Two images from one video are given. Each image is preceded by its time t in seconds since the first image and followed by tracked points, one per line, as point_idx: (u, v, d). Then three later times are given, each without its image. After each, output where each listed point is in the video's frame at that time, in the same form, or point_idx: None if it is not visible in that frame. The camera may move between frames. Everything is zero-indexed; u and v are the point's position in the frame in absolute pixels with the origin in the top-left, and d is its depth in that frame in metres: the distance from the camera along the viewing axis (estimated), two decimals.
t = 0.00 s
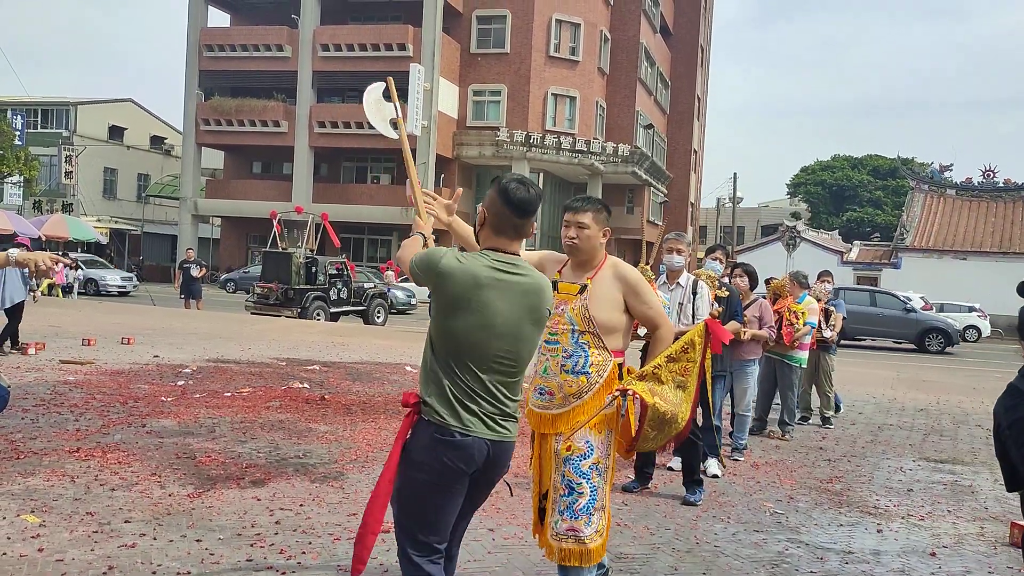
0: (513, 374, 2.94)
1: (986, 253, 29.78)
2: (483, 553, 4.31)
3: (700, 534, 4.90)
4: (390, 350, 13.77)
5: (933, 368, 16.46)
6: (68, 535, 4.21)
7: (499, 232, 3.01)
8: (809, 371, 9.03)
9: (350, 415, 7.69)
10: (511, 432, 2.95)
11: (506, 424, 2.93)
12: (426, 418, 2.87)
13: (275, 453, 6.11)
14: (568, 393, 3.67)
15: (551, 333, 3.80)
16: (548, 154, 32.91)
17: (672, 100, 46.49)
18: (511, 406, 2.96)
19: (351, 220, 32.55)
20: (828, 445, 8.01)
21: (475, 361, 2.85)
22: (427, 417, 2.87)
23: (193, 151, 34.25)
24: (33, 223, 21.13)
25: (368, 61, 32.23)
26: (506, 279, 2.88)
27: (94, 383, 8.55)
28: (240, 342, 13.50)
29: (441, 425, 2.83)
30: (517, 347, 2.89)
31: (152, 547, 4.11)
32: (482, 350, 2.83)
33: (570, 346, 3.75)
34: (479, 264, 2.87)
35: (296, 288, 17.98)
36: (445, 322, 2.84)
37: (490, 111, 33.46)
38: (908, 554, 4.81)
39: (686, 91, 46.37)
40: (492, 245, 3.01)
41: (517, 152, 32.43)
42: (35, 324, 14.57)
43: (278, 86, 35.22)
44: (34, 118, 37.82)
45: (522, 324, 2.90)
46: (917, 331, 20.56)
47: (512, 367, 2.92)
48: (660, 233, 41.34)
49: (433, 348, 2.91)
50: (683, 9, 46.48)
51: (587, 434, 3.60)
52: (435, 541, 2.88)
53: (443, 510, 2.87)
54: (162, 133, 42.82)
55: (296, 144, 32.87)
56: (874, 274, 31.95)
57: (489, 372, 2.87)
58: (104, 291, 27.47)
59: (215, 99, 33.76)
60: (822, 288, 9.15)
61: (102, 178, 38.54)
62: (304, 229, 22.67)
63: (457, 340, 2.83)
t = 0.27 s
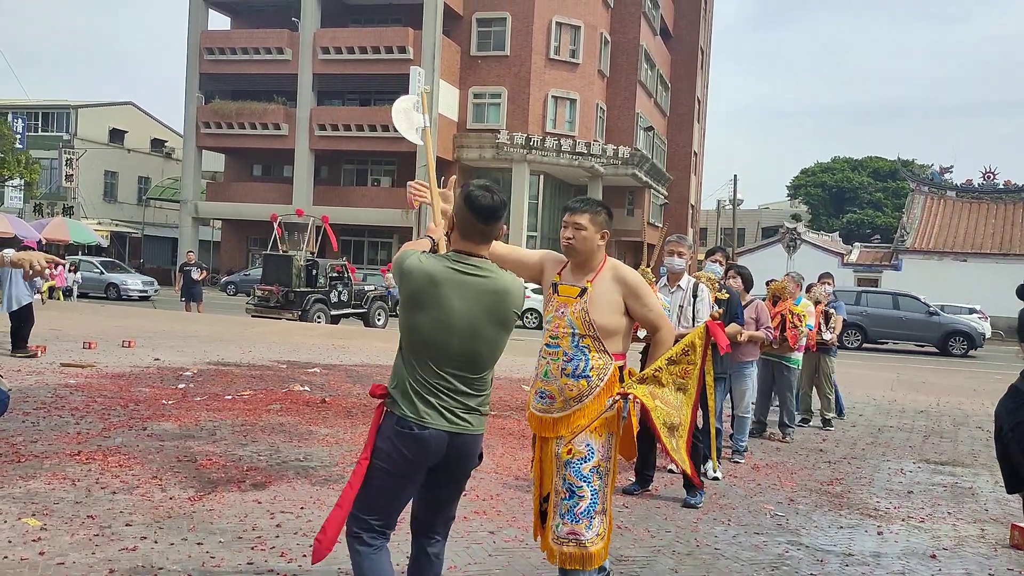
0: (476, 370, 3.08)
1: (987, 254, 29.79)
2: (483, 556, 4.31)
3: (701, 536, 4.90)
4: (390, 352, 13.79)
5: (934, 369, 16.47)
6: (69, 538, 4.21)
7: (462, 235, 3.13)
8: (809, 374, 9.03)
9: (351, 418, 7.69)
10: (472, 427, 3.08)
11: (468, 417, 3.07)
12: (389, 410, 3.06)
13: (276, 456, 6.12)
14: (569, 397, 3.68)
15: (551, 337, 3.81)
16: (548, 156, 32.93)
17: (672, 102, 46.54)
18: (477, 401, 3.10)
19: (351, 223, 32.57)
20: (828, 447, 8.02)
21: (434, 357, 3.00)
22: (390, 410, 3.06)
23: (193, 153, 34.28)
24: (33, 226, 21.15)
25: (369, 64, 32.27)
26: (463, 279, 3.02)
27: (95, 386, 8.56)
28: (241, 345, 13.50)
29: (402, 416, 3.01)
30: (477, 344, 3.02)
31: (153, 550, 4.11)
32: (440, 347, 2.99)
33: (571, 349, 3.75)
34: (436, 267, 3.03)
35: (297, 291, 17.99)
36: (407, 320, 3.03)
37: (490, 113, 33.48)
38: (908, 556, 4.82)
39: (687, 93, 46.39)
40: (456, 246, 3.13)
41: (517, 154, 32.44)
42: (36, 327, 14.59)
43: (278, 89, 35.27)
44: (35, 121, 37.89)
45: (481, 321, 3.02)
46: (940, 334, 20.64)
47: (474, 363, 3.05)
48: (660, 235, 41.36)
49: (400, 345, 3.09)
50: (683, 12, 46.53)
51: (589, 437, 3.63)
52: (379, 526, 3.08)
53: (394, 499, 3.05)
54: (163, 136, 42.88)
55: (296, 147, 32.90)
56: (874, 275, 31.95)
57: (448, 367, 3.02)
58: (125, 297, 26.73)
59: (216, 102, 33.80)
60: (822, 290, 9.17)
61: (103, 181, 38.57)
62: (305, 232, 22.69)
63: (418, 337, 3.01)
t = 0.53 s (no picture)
0: (459, 362, 3.07)
1: (988, 254, 29.76)
2: (484, 557, 4.32)
3: (702, 537, 4.91)
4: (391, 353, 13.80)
5: (935, 370, 16.46)
6: (70, 540, 4.22)
7: (442, 231, 3.14)
8: (810, 375, 9.02)
9: (353, 419, 7.69)
10: (456, 419, 3.07)
11: (451, 408, 3.05)
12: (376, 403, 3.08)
13: (278, 457, 6.12)
14: (562, 401, 3.71)
15: (548, 339, 3.83)
16: (548, 157, 32.92)
17: (673, 103, 46.55)
18: (460, 393, 3.08)
19: (352, 224, 32.58)
20: (829, 448, 8.02)
21: (416, 350, 3.01)
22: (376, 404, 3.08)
23: (194, 155, 34.30)
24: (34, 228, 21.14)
25: (370, 65, 32.30)
26: (443, 273, 3.03)
27: (96, 388, 8.56)
28: (242, 347, 13.51)
29: (386, 408, 3.02)
30: (458, 336, 3.02)
31: (154, 552, 4.12)
32: (421, 339, 2.99)
33: (565, 353, 3.76)
34: (416, 261, 3.05)
35: (298, 293, 17.99)
36: (391, 315, 3.04)
37: (491, 114, 33.48)
38: (910, 556, 4.81)
39: (687, 94, 46.38)
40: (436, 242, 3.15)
41: (518, 155, 32.43)
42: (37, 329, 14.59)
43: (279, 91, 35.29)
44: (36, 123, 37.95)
45: (462, 314, 3.02)
46: (962, 336, 20.55)
47: (456, 355, 3.05)
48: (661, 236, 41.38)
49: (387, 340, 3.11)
50: (683, 12, 46.53)
51: (579, 443, 3.67)
52: (366, 519, 3.08)
53: (381, 491, 3.06)
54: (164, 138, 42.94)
55: (297, 149, 32.91)
56: (875, 275, 31.93)
57: (430, 359, 3.02)
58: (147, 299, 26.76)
59: (217, 103, 33.82)
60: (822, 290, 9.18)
61: (104, 182, 38.60)
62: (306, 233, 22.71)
63: (400, 331, 3.02)
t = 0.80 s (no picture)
0: (450, 366, 3.06)
1: (989, 253, 29.72)
2: (485, 557, 4.31)
3: (703, 536, 4.90)
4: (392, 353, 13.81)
5: (936, 369, 16.44)
6: (72, 540, 4.22)
7: (434, 236, 3.15)
8: (811, 374, 9.01)
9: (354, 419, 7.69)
10: (450, 424, 3.06)
11: (445, 414, 3.05)
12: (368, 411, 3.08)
13: (279, 457, 6.12)
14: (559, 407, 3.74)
15: (545, 346, 3.84)
16: (549, 156, 32.90)
17: (674, 102, 46.52)
18: (453, 397, 3.07)
19: (353, 224, 32.58)
20: (830, 447, 8.01)
21: (408, 355, 3.01)
22: (369, 411, 3.08)
23: (195, 156, 34.31)
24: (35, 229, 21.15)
25: (370, 65, 32.29)
26: (434, 277, 3.02)
27: (97, 389, 8.56)
28: (243, 347, 13.51)
29: (378, 415, 3.03)
30: (448, 340, 3.01)
31: (156, 552, 4.12)
32: (411, 343, 2.99)
33: (562, 359, 3.77)
34: (407, 265, 3.05)
35: (299, 293, 17.99)
36: (382, 321, 3.04)
37: (491, 114, 33.48)
38: (911, 555, 4.81)
39: (688, 93, 46.36)
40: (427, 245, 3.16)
41: (518, 155, 32.42)
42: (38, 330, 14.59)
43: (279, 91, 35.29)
44: (37, 124, 37.99)
45: (452, 318, 3.01)
46: (984, 336, 20.43)
47: (448, 360, 3.04)
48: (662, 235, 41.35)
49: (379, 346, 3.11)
50: (683, 11, 46.50)
51: (576, 446, 3.67)
52: (362, 528, 3.07)
53: (374, 500, 3.05)
54: (165, 139, 42.94)
55: (298, 149, 32.91)
56: (876, 274, 31.90)
57: (423, 365, 3.02)
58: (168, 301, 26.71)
59: (217, 104, 33.83)
60: (822, 289, 9.17)
61: (105, 183, 38.61)
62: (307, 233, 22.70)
63: (392, 337, 3.02)
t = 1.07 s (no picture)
0: (437, 384, 2.82)
1: (987, 251, 29.73)
2: (485, 556, 4.31)
3: (703, 534, 4.90)
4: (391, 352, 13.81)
5: (935, 366, 16.45)
6: (71, 540, 4.21)
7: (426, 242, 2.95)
8: (810, 372, 9.02)
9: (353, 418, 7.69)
10: (442, 445, 2.83)
11: (436, 435, 2.82)
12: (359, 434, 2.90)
13: (278, 457, 6.11)
14: (563, 395, 3.73)
15: (546, 339, 3.84)
16: (547, 155, 32.88)
17: (672, 101, 46.54)
18: (441, 415, 2.84)
19: (352, 223, 32.56)
20: (829, 445, 8.01)
21: (393, 372, 2.80)
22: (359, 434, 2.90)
23: (193, 156, 34.28)
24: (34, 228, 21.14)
25: (368, 64, 32.27)
26: (418, 287, 2.80)
27: (96, 389, 8.55)
28: (242, 347, 13.50)
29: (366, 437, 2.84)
30: (427, 358, 2.77)
31: (155, 552, 4.11)
32: (395, 360, 2.78)
33: (563, 351, 3.78)
34: (392, 276, 2.83)
35: (298, 292, 17.99)
36: (367, 337, 2.84)
37: (489, 112, 33.46)
38: (911, 553, 4.81)
39: (686, 91, 46.38)
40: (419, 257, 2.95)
41: (517, 154, 32.41)
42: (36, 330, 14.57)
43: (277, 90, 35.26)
44: (34, 124, 37.97)
45: (429, 332, 2.78)
46: (1000, 335, 20.30)
47: (435, 377, 2.81)
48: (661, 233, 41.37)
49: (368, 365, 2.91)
50: (681, 10, 46.48)
51: (578, 428, 3.68)
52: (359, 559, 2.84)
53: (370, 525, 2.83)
54: (162, 138, 42.91)
55: (296, 148, 32.89)
56: (875, 272, 31.91)
57: (407, 384, 2.80)
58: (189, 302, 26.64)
59: (215, 103, 33.80)
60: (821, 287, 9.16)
61: (103, 183, 38.57)
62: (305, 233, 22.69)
63: (377, 354, 2.82)
